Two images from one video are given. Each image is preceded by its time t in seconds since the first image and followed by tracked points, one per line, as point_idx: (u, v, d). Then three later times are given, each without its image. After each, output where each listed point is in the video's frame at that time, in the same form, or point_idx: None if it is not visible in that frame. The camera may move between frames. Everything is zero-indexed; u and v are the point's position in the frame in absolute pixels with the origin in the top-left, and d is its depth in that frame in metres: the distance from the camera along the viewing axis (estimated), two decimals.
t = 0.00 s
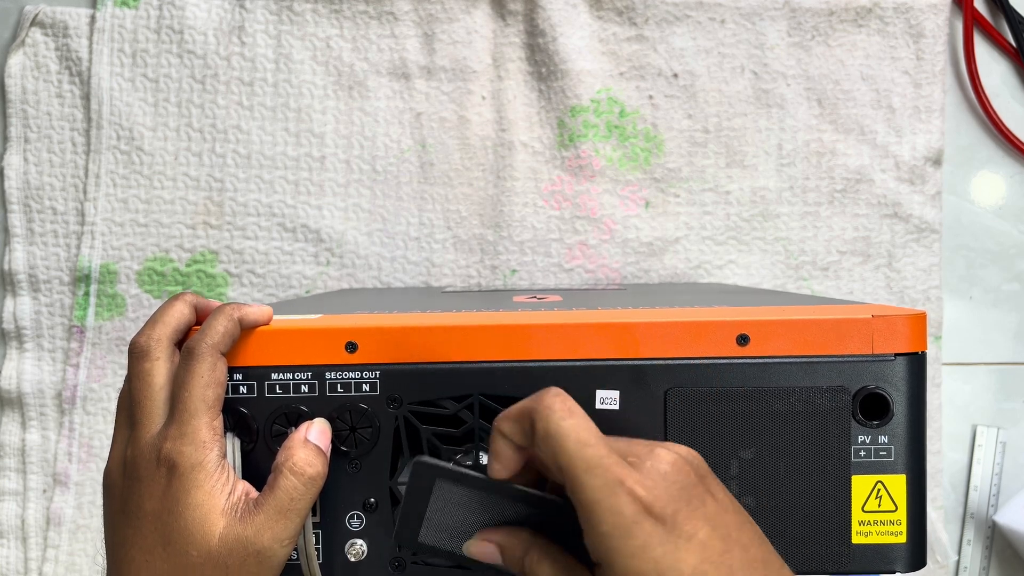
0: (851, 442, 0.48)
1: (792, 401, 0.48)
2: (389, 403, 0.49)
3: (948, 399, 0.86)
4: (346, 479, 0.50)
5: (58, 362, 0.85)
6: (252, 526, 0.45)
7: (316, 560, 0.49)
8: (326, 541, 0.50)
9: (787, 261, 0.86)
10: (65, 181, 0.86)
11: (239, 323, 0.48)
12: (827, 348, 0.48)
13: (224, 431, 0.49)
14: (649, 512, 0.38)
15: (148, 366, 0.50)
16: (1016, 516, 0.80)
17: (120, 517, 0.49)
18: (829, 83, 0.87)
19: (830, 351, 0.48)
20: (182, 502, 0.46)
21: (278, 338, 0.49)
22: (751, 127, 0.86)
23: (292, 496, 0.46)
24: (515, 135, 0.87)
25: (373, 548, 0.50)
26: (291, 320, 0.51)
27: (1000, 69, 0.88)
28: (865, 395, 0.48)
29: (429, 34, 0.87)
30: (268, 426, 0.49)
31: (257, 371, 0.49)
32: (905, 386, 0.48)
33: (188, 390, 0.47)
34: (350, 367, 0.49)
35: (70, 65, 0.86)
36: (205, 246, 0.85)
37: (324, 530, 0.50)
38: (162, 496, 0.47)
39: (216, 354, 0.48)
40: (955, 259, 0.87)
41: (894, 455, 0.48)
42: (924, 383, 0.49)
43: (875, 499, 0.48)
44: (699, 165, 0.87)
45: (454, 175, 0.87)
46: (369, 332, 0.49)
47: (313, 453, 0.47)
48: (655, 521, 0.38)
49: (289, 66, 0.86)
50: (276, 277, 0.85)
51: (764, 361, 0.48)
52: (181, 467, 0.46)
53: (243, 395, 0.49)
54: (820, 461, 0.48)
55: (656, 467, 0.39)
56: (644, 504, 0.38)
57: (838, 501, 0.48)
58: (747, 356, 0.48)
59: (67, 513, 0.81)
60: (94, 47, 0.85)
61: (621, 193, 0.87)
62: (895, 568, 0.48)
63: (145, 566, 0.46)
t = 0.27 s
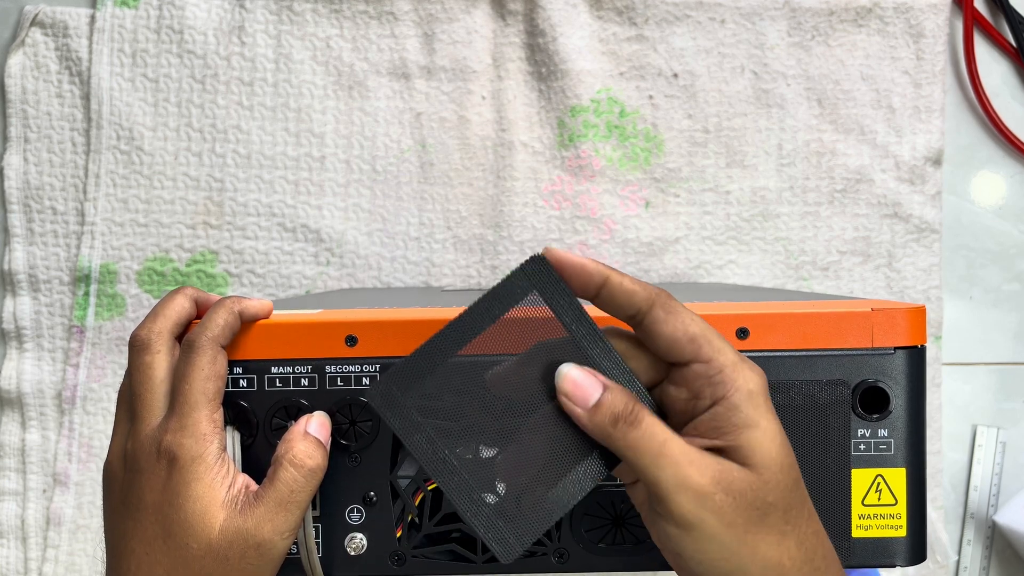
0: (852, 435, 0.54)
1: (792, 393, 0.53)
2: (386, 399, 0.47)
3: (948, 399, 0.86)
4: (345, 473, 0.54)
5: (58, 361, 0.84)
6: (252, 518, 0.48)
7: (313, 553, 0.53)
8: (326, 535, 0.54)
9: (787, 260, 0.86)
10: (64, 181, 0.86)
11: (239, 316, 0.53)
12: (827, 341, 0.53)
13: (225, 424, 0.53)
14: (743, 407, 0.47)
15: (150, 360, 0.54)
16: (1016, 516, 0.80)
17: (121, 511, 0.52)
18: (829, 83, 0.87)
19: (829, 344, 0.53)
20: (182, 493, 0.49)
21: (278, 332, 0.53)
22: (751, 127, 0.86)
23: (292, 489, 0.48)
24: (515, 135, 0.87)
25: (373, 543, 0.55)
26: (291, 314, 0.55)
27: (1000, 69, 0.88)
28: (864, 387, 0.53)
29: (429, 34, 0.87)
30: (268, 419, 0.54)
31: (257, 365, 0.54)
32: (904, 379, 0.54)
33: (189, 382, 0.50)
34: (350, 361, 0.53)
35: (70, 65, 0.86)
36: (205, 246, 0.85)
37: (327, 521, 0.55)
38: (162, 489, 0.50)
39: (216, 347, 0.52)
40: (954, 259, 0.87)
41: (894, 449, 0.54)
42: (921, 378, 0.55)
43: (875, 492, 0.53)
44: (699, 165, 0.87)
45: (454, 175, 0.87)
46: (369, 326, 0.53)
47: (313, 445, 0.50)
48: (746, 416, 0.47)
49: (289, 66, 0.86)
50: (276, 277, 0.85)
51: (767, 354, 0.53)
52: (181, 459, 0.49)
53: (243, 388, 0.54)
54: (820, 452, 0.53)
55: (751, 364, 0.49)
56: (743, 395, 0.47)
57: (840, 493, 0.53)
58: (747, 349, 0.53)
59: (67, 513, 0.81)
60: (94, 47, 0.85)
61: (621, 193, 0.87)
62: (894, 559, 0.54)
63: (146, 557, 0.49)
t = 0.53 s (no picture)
0: (852, 431, 0.54)
1: (793, 389, 0.54)
2: (394, 332, 0.47)
3: (949, 399, 0.86)
4: (346, 468, 0.55)
5: (57, 362, 0.84)
6: (252, 514, 0.48)
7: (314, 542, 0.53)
8: (326, 532, 0.55)
9: (788, 261, 0.86)
10: (64, 181, 0.86)
11: (238, 311, 0.54)
12: (826, 337, 0.54)
13: (224, 421, 0.54)
14: (746, 377, 0.48)
15: (149, 356, 0.54)
16: (1017, 517, 0.79)
17: (121, 508, 0.52)
18: (830, 83, 0.87)
19: (828, 340, 0.54)
20: (181, 489, 0.49)
21: (276, 328, 0.54)
22: (751, 127, 0.86)
23: (293, 484, 0.48)
24: (515, 135, 0.87)
25: (372, 538, 0.55)
26: (290, 311, 0.56)
27: (1001, 68, 0.88)
28: (865, 383, 0.54)
29: (429, 33, 0.87)
30: (267, 416, 0.54)
31: (257, 362, 0.54)
32: (904, 375, 0.54)
33: (189, 377, 0.51)
34: (350, 357, 0.54)
35: (69, 64, 0.86)
36: (204, 246, 0.85)
37: (329, 518, 0.55)
38: (162, 485, 0.50)
39: (216, 343, 0.52)
40: (955, 258, 0.87)
41: (893, 445, 0.54)
42: (921, 374, 0.55)
43: (875, 489, 0.54)
44: (699, 165, 0.86)
45: (454, 175, 0.87)
46: (368, 323, 0.54)
47: (312, 441, 0.50)
48: (749, 385, 0.48)
49: (288, 65, 0.86)
50: (276, 277, 0.85)
51: (767, 350, 0.54)
52: (180, 454, 0.49)
53: (243, 384, 0.54)
54: (821, 449, 0.54)
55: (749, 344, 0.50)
56: (745, 366, 0.48)
57: (840, 490, 0.54)
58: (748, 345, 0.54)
59: (66, 513, 0.81)
60: (94, 46, 0.85)
61: (621, 193, 0.86)
62: (894, 554, 0.54)
63: (145, 554, 0.49)
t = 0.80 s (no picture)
0: (852, 429, 0.54)
1: (792, 387, 0.54)
2: (392, 281, 0.47)
3: (950, 399, 0.86)
4: (346, 465, 0.55)
5: (56, 362, 0.84)
6: (252, 510, 0.48)
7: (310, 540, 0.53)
8: (326, 529, 0.55)
9: (788, 260, 0.85)
10: (63, 181, 0.86)
11: (238, 309, 0.54)
12: (825, 335, 0.54)
13: (224, 418, 0.54)
14: (720, 373, 0.49)
15: (149, 352, 0.55)
16: (1018, 517, 0.79)
17: (121, 505, 0.52)
18: (830, 83, 0.86)
19: (828, 338, 0.54)
20: (181, 486, 0.49)
21: (276, 325, 0.55)
22: (751, 127, 0.86)
23: (292, 481, 0.48)
24: (515, 135, 0.87)
25: (373, 536, 0.54)
26: (290, 309, 0.56)
27: (1001, 68, 0.87)
28: (865, 381, 0.54)
29: (429, 33, 0.87)
30: (267, 414, 0.55)
31: (257, 359, 0.55)
32: (904, 372, 0.54)
33: (189, 374, 0.51)
34: (350, 354, 0.55)
35: (69, 64, 0.86)
36: (204, 246, 0.85)
37: (330, 516, 0.55)
38: (162, 482, 0.50)
39: (216, 340, 0.53)
40: (955, 258, 0.87)
41: (894, 443, 0.54)
42: (922, 371, 0.55)
43: (875, 486, 0.54)
44: (700, 165, 0.86)
45: (454, 175, 0.86)
46: (367, 320, 0.54)
47: (312, 438, 0.50)
48: (722, 381, 0.49)
49: (288, 65, 0.86)
50: (276, 277, 0.84)
51: (767, 347, 0.54)
52: (180, 451, 0.49)
53: (242, 381, 0.55)
54: (822, 446, 0.54)
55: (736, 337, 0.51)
56: (723, 360, 0.49)
57: (841, 487, 0.54)
58: (748, 342, 0.54)
59: (66, 513, 0.81)
60: (93, 46, 0.85)
61: (621, 193, 0.86)
62: (895, 553, 0.54)
63: (145, 551, 0.49)
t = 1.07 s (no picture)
0: (852, 424, 0.54)
1: (792, 383, 0.54)
2: (382, 274, 0.47)
3: (950, 399, 0.86)
4: (346, 461, 0.55)
5: (56, 362, 0.84)
6: (252, 505, 0.48)
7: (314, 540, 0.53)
8: (326, 525, 0.55)
9: (788, 261, 0.85)
10: (63, 181, 0.86)
11: (238, 304, 0.54)
12: (825, 330, 0.54)
13: (224, 413, 0.54)
14: (709, 371, 0.49)
15: (149, 347, 0.55)
16: (1017, 517, 0.79)
17: (121, 501, 0.52)
18: (830, 83, 0.86)
19: (828, 333, 0.54)
20: (180, 481, 0.49)
21: (276, 320, 0.55)
22: (751, 127, 0.86)
23: (292, 476, 0.48)
24: (515, 135, 0.87)
25: (372, 532, 0.55)
26: (289, 305, 0.57)
27: (1001, 68, 0.87)
28: (864, 376, 0.54)
29: (429, 33, 0.87)
30: (267, 410, 0.55)
31: (257, 355, 0.55)
32: (904, 367, 0.54)
33: (189, 369, 0.51)
34: (350, 350, 0.55)
35: (69, 64, 0.86)
36: (204, 246, 0.85)
37: (328, 513, 0.55)
38: (162, 477, 0.50)
39: (216, 335, 0.53)
40: (955, 258, 0.87)
41: (894, 438, 0.54)
42: (922, 366, 0.55)
43: (875, 481, 0.54)
44: (699, 165, 0.86)
45: (454, 175, 0.86)
46: (367, 316, 0.54)
47: (312, 433, 0.49)
48: (710, 379, 0.49)
49: (288, 65, 0.86)
50: (276, 277, 0.84)
51: (767, 343, 0.54)
52: (180, 446, 0.49)
53: (242, 377, 0.55)
54: (821, 442, 0.54)
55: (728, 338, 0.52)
56: (712, 358, 0.50)
57: (841, 483, 0.54)
58: (747, 337, 0.54)
59: (66, 514, 0.81)
60: (93, 46, 0.85)
61: (621, 193, 0.86)
62: (894, 548, 0.54)
63: (145, 546, 0.49)
